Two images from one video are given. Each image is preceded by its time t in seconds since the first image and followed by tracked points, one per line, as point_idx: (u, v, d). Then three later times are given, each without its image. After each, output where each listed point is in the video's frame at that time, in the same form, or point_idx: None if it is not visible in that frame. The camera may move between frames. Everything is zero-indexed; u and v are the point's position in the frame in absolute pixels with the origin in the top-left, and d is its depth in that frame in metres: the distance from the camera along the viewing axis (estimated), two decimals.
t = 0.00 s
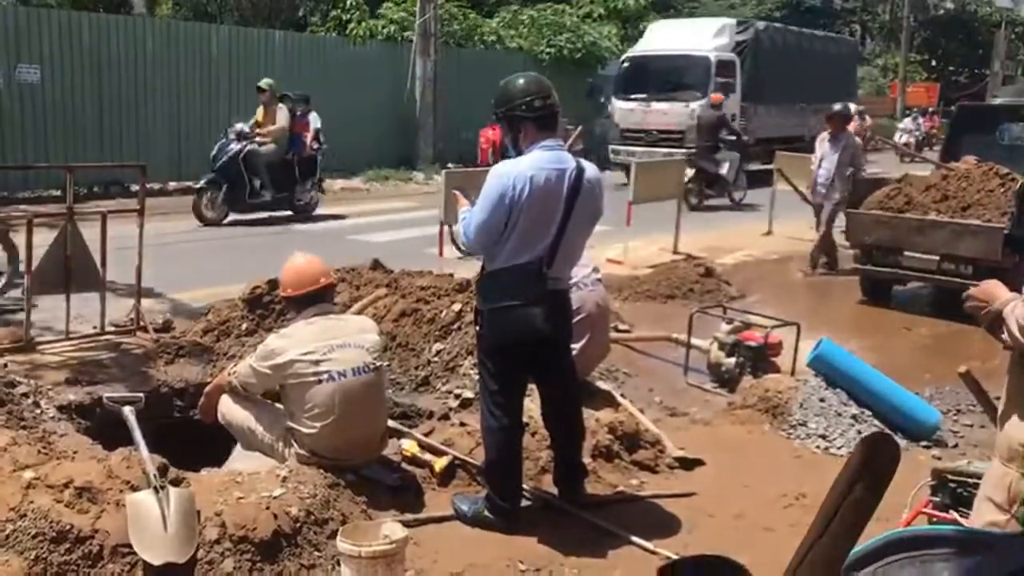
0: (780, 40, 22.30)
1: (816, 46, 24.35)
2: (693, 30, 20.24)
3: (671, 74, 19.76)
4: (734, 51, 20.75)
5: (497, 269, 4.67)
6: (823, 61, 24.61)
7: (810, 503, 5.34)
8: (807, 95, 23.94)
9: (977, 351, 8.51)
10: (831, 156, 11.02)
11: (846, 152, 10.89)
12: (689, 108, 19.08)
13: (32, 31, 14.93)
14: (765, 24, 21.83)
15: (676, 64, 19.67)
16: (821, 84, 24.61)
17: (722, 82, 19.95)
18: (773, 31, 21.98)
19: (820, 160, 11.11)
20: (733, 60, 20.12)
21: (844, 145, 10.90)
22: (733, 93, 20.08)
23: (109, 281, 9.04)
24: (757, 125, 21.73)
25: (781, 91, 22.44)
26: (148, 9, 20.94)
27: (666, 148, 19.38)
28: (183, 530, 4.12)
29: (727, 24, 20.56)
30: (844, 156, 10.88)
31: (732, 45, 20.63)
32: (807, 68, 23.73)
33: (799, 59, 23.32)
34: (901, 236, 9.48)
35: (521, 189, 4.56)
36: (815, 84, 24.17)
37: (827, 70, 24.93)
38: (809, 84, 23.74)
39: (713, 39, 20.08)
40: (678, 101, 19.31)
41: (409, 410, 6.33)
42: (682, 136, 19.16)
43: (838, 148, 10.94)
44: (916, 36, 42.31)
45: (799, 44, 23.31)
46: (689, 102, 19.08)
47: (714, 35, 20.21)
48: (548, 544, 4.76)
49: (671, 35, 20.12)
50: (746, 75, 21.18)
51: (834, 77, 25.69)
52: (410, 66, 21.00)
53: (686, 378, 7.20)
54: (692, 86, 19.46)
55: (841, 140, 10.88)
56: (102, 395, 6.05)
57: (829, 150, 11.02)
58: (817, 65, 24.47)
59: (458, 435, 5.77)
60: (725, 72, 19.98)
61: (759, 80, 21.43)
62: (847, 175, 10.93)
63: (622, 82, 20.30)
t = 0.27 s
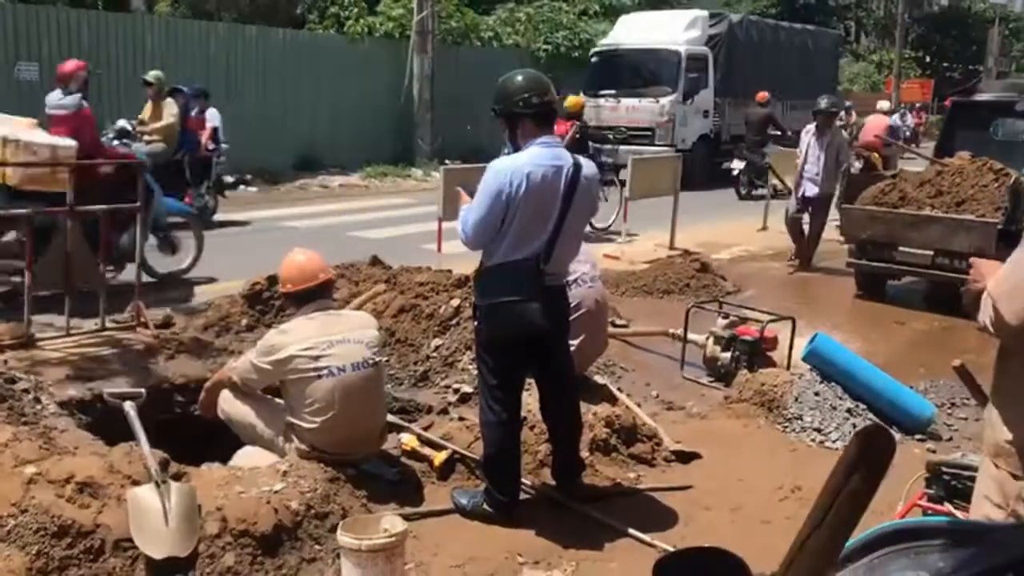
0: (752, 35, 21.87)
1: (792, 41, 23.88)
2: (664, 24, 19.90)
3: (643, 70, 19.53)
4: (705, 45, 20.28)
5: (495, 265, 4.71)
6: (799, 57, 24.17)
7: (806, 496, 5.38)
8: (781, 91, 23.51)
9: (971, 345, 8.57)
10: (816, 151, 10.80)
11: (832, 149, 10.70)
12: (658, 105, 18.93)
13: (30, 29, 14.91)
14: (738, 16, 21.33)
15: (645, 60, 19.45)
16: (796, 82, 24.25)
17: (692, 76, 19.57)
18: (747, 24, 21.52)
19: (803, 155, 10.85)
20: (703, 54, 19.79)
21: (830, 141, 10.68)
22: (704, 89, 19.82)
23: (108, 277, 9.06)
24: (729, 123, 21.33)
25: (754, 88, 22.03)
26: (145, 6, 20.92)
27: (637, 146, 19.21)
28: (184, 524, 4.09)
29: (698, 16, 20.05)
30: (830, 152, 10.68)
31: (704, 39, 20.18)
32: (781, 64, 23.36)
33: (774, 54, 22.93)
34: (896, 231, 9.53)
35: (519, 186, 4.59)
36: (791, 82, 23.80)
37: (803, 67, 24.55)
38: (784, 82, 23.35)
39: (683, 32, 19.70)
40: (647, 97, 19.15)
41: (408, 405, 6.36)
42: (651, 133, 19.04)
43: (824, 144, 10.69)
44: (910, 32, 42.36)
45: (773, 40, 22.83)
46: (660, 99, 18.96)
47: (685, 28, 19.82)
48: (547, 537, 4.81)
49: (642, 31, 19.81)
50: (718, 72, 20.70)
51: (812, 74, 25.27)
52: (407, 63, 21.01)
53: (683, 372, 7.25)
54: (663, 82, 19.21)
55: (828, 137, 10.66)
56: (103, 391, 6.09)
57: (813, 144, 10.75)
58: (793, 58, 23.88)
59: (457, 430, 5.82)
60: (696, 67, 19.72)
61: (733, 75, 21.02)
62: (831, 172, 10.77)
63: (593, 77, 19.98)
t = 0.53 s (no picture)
0: (728, 25, 20.43)
1: (773, 32, 22.28)
2: (631, 16, 18.78)
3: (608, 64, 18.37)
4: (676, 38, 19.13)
5: (490, 262, 4.71)
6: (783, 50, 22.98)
7: (801, 492, 5.40)
8: (764, 84, 22.20)
9: (965, 342, 8.59)
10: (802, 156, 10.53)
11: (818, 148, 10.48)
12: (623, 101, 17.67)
13: (24, 25, 14.87)
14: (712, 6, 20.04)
15: (611, 54, 18.28)
16: (779, 76, 22.99)
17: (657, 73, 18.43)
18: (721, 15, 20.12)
19: (788, 157, 10.57)
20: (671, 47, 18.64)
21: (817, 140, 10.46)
22: (672, 84, 18.73)
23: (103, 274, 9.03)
24: (700, 120, 20.22)
25: (730, 84, 20.83)
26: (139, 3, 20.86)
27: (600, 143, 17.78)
28: (181, 521, 3.94)
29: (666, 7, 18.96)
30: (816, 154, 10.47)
31: (673, 32, 19.05)
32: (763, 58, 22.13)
33: (755, 49, 21.73)
34: (890, 228, 9.55)
35: (514, 184, 4.60)
36: (773, 76, 22.63)
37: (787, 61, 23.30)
38: (764, 76, 22.18)
39: (650, 25, 18.54)
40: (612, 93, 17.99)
41: (403, 402, 6.36)
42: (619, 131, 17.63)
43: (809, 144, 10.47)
44: (905, 30, 42.35)
45: (752, 33, 21.54)
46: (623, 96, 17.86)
47: (652, 21, 18.71)
48: (542, 534, 4.82)
49: (608, 22, 18.74)
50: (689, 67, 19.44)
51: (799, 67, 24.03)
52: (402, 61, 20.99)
53: (678, 369, 7.26)
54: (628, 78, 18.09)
55: (812, 138, 10.43)
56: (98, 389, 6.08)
57: (798, 147, 10.49)
58: (774, 52, 22.48)
59: (452, 427, 5.83)
60: (663, 61, 18.57)
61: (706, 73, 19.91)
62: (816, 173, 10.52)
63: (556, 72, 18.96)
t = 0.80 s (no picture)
0: (699, 19, 20.24)
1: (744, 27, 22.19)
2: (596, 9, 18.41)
3: (574, 59, 18.07)
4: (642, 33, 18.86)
5: (486, 260, 4.71)
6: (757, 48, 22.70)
7: (798, 490, 5.41)
8: (737, 82, 21.89)
9: (961, 340, 8.61)
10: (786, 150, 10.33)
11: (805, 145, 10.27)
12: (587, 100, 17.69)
13: (21, 22, 14.83)
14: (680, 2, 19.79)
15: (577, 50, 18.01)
16: (754, 75, 22.71)
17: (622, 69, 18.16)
18: (692, 9, 19.94)
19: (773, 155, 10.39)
20: (637, 42, 18.37)
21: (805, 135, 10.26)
22: (638, 81, 18.49)
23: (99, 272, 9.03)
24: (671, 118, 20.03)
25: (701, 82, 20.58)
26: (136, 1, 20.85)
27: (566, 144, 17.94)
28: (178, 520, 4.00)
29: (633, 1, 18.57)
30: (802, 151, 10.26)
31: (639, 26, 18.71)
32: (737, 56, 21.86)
33: (728, 47, 21.48)
34: (886, 227, 9.55)
35: (512, 181, 4.60)
36: (747, 76, 22.37)
37: (762, 59, 23.01)
38: (739, 75, 21.91)
39: (617, 19, 18.22)
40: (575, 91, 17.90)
41: (400, 400, 6.35)
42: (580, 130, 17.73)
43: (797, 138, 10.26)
44: (901, 28, 42.39)
45: (725, 29, 21.33)
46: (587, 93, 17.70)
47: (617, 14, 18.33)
48: (540, 532, 4.81)
49: (572, 15, 18.40)
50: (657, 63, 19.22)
51: (774, 67, 23.72)
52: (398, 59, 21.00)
53: (675, 367, 7.27)
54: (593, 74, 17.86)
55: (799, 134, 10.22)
56: (95, 387, 6.08)
57: (784, 143, 10.29)
58: (749, 49, 22.36)
59: (449, 425, 5.82)
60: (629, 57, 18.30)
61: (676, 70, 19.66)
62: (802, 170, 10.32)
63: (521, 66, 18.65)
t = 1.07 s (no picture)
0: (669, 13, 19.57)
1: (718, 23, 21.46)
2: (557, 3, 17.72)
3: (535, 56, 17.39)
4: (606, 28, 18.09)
5: (486, 259, 4.71)
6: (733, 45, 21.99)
7: (798, 489, 5.41)
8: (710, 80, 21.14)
9: (961, 339, 8.62)
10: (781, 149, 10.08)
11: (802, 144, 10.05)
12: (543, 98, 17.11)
13: (21, 22, 14.79)
14: None
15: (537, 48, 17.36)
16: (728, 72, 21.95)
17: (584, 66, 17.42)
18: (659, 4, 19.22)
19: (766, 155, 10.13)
20: (600, 37, 17.66)
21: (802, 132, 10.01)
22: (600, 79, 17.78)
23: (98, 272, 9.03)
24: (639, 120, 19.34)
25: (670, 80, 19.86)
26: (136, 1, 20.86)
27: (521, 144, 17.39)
28: (177, 519, 4.02)
29: None
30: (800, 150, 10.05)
31: (604, 21, 18.01)
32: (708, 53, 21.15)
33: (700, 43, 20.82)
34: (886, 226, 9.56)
35: (511, 180, 4.60)
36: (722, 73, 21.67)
37: (736, 57, 22.30)
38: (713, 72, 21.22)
39: (579, 13, 17.57)
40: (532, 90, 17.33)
41: (400, 399, 6.35)
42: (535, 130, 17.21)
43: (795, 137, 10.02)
44: (900, 27, 42.39)
45: (698, 24, 20.66)
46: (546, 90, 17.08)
47: (579, 9, 17.66)
48: (539, 531, 4.82)
49: (532, 11, 17.72)
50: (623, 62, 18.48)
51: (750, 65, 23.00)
52: (397, 60, 21.02)
53: (674, 367, 7.28)
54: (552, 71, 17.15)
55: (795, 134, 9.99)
56: (94, 386, 6.08)
57: (778, 143, 10.05)
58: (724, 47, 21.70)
59: (449, 425, 5.83)
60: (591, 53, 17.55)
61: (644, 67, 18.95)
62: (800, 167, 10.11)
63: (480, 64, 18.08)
